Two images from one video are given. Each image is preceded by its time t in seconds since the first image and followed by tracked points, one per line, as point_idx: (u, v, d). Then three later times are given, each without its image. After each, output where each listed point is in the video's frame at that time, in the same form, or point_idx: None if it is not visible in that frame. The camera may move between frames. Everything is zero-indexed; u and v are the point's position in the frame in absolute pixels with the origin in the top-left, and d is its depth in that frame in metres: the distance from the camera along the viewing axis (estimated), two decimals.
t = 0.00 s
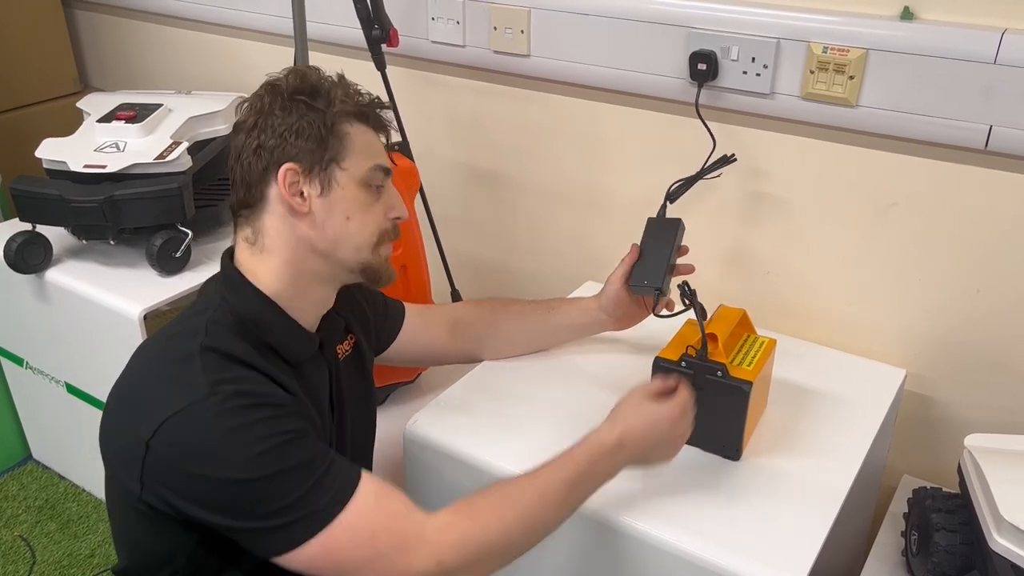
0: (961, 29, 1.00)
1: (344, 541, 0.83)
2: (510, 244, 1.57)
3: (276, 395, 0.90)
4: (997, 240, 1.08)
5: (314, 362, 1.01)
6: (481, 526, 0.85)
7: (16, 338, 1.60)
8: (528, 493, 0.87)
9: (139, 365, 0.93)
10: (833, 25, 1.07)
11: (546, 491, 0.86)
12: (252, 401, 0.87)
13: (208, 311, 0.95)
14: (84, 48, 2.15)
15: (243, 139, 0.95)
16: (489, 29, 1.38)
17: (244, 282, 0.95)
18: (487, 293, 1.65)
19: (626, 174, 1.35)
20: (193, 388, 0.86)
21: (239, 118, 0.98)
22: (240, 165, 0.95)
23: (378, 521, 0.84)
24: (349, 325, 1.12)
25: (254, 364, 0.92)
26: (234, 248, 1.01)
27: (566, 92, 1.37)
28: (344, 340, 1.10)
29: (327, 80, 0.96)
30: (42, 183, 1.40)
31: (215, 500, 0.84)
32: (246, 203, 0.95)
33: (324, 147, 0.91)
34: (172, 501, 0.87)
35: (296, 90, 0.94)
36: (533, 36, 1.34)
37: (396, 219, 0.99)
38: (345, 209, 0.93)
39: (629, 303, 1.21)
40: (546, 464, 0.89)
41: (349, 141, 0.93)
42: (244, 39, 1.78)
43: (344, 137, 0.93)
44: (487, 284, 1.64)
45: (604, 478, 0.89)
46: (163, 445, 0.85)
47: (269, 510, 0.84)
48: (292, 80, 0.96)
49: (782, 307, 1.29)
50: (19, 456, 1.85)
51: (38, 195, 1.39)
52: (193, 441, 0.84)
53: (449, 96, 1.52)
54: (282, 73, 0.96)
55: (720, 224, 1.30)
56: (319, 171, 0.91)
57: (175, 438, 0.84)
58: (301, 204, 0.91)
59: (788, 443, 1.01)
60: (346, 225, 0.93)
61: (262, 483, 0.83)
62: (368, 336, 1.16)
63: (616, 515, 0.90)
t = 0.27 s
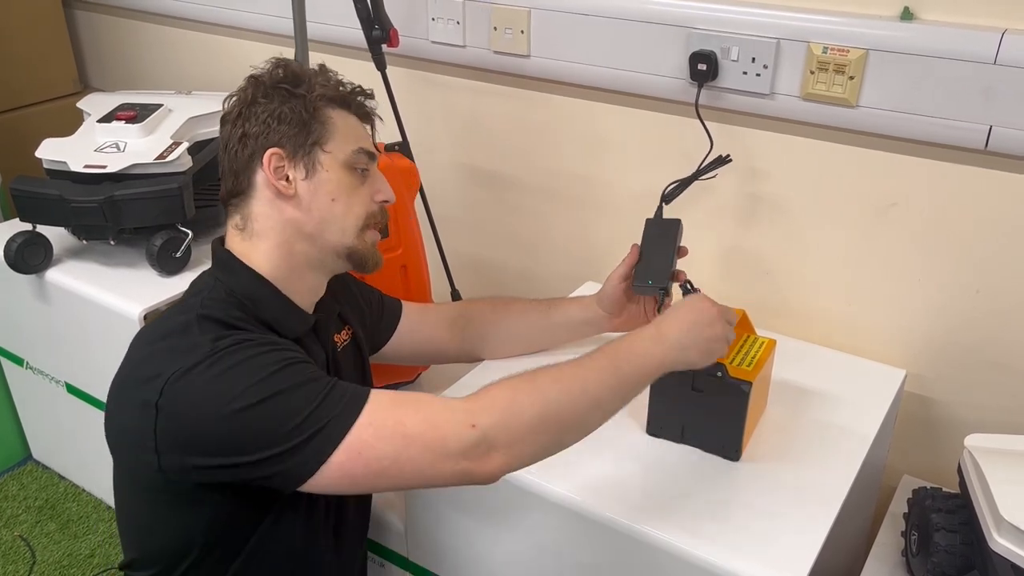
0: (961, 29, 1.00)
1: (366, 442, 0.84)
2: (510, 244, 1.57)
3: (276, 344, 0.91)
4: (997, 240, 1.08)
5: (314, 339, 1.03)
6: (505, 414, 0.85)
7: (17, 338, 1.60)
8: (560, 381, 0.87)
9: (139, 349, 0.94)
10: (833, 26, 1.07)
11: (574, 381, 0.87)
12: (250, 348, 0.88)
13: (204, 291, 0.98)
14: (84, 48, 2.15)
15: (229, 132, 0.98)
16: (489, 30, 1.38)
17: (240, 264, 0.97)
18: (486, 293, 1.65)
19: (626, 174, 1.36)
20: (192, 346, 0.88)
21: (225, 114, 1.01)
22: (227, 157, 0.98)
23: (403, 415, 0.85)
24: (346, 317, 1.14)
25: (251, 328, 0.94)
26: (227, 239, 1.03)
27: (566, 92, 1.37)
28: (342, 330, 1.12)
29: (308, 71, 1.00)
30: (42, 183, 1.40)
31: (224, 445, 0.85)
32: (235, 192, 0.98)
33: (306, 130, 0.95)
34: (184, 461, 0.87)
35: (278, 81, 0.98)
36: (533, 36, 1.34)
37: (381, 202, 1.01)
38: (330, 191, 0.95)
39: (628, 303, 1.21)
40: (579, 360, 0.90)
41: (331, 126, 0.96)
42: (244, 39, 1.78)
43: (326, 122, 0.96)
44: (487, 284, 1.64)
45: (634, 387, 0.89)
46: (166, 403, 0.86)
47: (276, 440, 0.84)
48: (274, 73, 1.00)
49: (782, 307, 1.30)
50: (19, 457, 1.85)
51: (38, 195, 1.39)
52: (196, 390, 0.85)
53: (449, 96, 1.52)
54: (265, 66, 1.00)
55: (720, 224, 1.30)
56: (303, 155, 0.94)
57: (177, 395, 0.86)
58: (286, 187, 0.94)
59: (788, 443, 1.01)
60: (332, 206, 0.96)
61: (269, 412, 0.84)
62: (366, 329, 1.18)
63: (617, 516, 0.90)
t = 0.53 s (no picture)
0: (961, 29, 1.00)
1: (365, 456, 0.84)
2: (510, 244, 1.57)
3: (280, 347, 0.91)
4: (997, 240, 1.08)
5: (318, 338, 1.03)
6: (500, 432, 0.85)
7: (17, 338, 1.60)
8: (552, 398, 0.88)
9: (143, 345, 0.94)
10: (833, 26, 1.07)
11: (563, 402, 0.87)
12: (256, 350, 0.88)
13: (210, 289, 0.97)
14: (84, 49, 2.15)
15: (234, 132, 0.99)
16: (489, 30, 1.38)
17: (246, 262, 0.97)
18: (486, 293, 1.65)
19: (626, 174, 1.36)
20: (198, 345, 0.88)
21: (230, 114, 1.01)
22: (232, 157, 0.98)
23: (397, 431, 0.85)
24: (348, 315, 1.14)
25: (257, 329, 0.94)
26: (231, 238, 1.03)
27: (566, 92, 1.37)
28: (343, 328, 1.12)
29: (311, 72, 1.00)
30: (42, 184, 1.40)
31: (227, 447, 0.85)
32: (240, 193, 0.98)
33: (311, 131, 0.95)
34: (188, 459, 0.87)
35: (282, 82, 0.98)
36: (533, 36, 1.34)
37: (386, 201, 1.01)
38: (335, 191, 0.95)
39: (628, 299, 1.21)
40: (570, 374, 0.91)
41: (335, 125, 0.96)
42: (244, 39, 1.78)
43: (330, 122, 0.96)
44: (487, 284, 1.64)
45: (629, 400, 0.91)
46: (171, 402, 0.86)
47: (279, 447, 0.84)
48: (278, 73, 1.00)
49: (782, 307, 1.30)
50: (19, 457, 1.85)
51: (39, 195, 1.39)
52: (200, 391, 0.85)
53: (449, 96, 1.52)
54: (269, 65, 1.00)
55: (720, 224, 1.30)
56: (307, 155, 0.94)
57: (182, 394, 0.86)
58: (291, 187, 0.94)
59: (788, 443, 1.01)
60: (336, 207, 0.96)
61: (272, 418, 0.84)
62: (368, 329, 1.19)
63: (617, 515, 0.90)
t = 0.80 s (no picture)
0: (961, 30, 1.00)
1: (355, 469, 0.84)
2: (510, 245, 1.57)
3: (276, 354, 0.91)
4: (997, 240, 1.08)
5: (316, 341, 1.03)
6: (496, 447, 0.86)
7: (17, 338, 1.60)
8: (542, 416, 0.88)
9: (138, 347, 0.94)
10: (833, 26, 1.07)
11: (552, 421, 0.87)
12: (251, 356, 0.88)
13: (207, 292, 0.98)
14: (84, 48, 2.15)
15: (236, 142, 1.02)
16: (489, 30, 1.38)
17: (242, 264, 0.98)
18: (486, 293, 1.65)
19: (626, 174, 1.36)
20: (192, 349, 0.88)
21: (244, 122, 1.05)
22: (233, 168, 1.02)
23: (390, 443, 0.85)
24: (351, 315, 1.14)
25: (252, 334, 0.94)
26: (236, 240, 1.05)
27: (566, 92, 1.37)
28: (346, 329, 1.12)
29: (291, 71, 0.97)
30: (42, 183, 1.40)
31: (218, 453, 0.84)
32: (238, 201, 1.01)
33: (271, 135, 0.93)
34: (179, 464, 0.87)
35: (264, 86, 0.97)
36: (533, 36, 1.34)
37: (358, 202, 0.92)
38: (290, 199, 0.92)
39: (628, 299, 1.21)
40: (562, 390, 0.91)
41: (293, 128, 0.92)
42: (244, 39, 1.78)
43: (287, 125, 0.92)
44: (487, 284, 1.64)
45: (622, 415, 0.91)
46: (163, 405, 0.86)
47: (271, 454, 0.84)
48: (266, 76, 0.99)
49: (782, 307, 1.30)
50: (19, 456, 1.85)
51: (39, 195, 1.39)
52: (193, 395, 0.85)
53: (449, 96, 1.52)
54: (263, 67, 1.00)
55: (720, 224, 1.30)
56: (268, 161, 0.93)
57: (176, 397, 0.85)
58: (256, 197, 0.95)
59: (788, 443, 1.01)
60: (292, 212, 0.92)
61: (264, 425, 0.83)
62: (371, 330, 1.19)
63: (616, 516, 0.90)
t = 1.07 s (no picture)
0: (961, 30, 1.00)
1: (322, 535, 0.82)
2: (510, 244, 1.57)
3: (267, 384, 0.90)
4: (997, 240, 1.08)
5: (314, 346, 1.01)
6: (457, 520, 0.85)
7: (17, 338, 1.60)
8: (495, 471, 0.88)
9: (136, 348, 0.93)
10: (833, 27, 1.07)
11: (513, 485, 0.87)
12: (242, 386, 0.87)
13: (203, 300, 0.96)
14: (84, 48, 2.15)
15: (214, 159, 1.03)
16: (489, 30, 1.38)
17: (236, 272, 0.97)
18: (486, 293, 1.66)
19: (626, 175, 1.36)
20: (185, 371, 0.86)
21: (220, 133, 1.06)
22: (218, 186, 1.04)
23: (356, 516, 0.83)
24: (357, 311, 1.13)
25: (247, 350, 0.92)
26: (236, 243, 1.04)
27: (566, 93, 1.37)
28: (353, 326, 1.11)
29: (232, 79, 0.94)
30: (42, 184, 1.40)
31: (204, 487, 0.84)
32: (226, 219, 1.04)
33: (222, 157, 0.93)
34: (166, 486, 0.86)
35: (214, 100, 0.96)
36: (533, 37, 1.34)
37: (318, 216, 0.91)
38: (252, 221, 0.92)
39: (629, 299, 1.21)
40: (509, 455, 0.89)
41: (242, 149, 0.91)
42: (244, 39, 1.78)
43: (237, 145, 0.91)
44: (487, 284, 1.65)
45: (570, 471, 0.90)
46: (147, 427, 0.85)
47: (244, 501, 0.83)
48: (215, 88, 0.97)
49: (781, 307, 1.30)
50: (19, 456, 1.85)
51: (39, 195, 1.39)
52: (182, 424, 0.84)
53: (449, 96, 1.52)
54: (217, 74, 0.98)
55: (720, 224, 1.30)
56: (228, 183, 0.94)
57: (162, 420, 0.85)
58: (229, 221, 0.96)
59: (787, 443, 1.02)
60: (256, 238, 0.93)
61: (251, 468, 0.83)
62: (377, 326, 1.18)
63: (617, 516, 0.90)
